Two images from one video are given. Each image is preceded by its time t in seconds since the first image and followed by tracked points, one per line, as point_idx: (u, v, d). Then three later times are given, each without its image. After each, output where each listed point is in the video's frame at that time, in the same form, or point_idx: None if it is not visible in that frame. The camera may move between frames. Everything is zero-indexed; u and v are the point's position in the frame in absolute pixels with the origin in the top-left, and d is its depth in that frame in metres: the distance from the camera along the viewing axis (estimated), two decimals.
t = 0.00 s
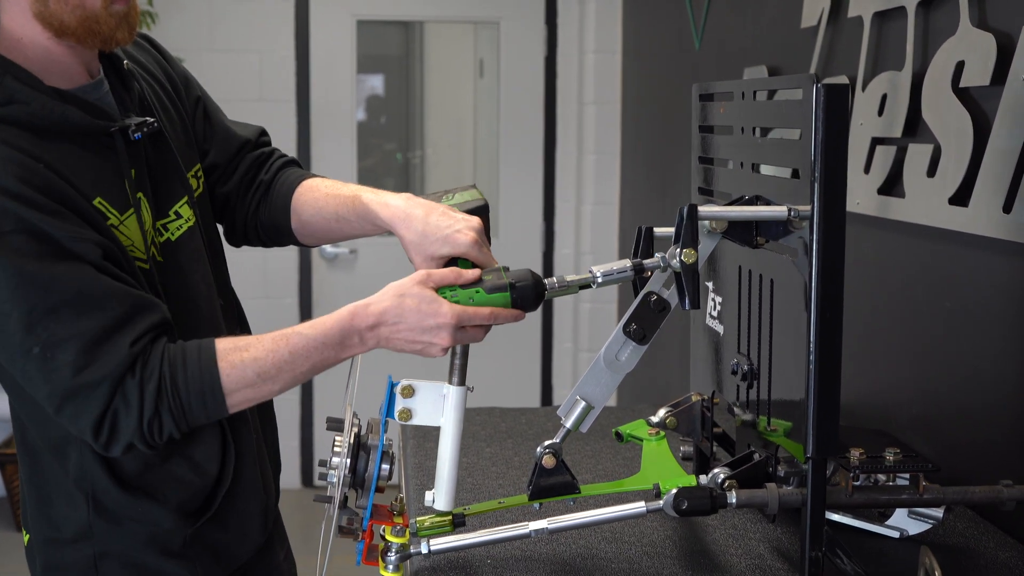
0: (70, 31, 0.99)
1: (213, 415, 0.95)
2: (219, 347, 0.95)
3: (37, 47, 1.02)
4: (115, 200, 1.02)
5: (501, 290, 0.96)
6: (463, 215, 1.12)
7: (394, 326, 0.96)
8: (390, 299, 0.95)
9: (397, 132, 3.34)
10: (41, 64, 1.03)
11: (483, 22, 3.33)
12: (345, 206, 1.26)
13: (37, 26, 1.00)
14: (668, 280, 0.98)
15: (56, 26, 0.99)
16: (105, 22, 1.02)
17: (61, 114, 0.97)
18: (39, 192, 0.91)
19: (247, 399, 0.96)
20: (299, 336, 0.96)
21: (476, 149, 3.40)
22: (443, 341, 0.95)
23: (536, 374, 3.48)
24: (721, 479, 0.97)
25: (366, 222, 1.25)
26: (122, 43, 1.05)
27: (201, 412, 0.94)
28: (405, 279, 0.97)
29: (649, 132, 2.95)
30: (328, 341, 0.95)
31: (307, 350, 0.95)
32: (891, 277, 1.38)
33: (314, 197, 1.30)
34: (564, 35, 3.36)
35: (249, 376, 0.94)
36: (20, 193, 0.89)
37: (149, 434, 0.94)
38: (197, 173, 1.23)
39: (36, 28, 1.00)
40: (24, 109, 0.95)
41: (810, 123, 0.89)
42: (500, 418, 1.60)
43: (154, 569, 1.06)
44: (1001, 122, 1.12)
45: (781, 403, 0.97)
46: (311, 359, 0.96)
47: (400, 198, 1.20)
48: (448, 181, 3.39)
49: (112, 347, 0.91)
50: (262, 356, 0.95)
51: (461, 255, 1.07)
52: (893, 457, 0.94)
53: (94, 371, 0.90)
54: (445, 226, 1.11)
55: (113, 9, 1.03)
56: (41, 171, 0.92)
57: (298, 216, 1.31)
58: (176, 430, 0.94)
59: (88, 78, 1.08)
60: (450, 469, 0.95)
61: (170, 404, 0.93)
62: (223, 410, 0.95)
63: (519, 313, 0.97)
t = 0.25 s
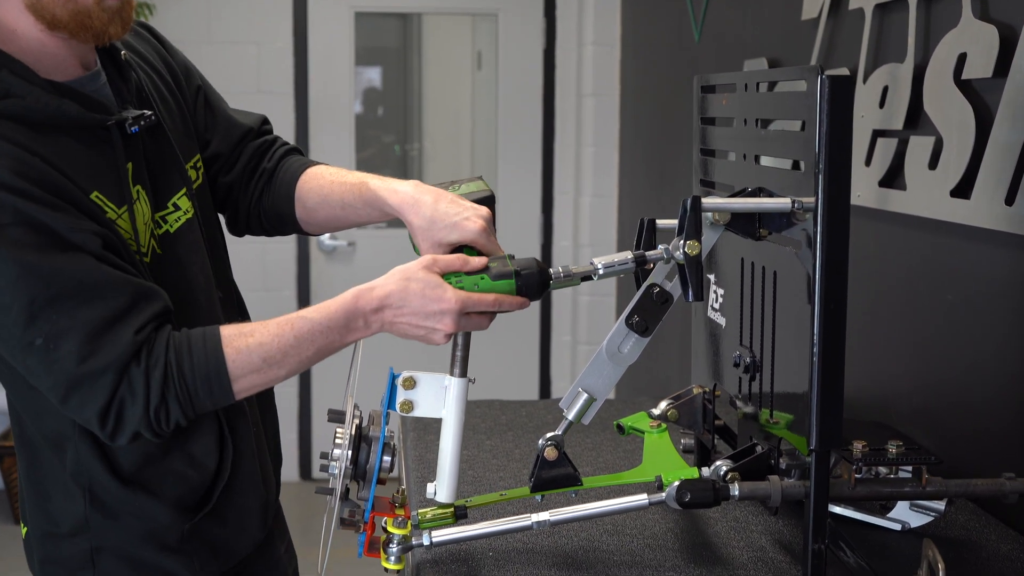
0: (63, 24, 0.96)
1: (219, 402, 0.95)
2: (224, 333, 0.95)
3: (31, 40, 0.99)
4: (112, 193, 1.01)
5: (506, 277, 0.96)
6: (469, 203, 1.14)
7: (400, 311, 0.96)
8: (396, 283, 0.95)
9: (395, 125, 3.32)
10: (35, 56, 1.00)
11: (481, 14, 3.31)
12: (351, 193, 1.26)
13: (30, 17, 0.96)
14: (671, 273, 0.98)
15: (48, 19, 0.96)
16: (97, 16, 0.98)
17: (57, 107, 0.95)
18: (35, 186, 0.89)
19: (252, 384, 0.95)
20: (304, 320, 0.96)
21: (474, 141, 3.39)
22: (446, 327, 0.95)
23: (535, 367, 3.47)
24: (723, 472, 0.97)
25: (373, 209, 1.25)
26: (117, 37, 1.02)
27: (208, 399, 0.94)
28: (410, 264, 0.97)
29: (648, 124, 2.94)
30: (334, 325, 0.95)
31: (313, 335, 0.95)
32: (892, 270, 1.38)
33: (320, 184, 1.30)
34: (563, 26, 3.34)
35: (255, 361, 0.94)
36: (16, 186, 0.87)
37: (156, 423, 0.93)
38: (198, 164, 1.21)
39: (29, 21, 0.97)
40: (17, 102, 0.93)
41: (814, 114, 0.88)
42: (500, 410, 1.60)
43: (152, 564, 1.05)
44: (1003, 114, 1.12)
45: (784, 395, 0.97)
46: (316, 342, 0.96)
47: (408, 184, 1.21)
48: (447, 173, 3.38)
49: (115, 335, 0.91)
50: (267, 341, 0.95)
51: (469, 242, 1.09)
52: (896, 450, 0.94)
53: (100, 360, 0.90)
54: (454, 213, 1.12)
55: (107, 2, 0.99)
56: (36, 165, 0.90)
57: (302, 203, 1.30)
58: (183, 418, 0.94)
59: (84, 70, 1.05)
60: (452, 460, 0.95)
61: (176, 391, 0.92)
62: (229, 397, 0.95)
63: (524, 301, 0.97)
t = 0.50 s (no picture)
0: (58, 14, 0.95)
1: (218, 391, 0.94)
2: (224, 321, 0.94)
3: (26, 30, 0.97)
4: (108, 186, 1.00)
5: (508, 268, 0.96)
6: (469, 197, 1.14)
7: (402, 301, 0.96)
8: (398, 273, 0.95)
9: (393, 118, 3.31)
10: (29, 47, 0.99)
11: (480, 6, 3.30)
12: (352, 187, 1.26)
13: (25, 7, 0.95)
14: (673, 265, 0.98)
15: (44, 9, 0.95)
16: (93, 7, 0.97)
17: (51, 100, 0.94)
18: (29, 178, 0.89)
19: (251, 373, 0.95)
20: (305, 309, 0.95)
21: (472, 134, 3.38)
22: (449, 317, 0.95)
23: (533, 360, 3.47)
24: (725, 464, 0.97)
25: (374, 204, 1.25)
26: (112, 29, 1.01)
27: (207, 386, 0.93)
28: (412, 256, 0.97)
29: (647, 117, 2.93)
30: (336, 314, 0.95)
31: (314, 324, 0.95)
32: (892, 262, 1.38)
33: (321, 178, 1.29)
34: (561, 19, 3.33)
35: (256, 349, 0.93)
36: (10, 178, 0.86)
37: (155, 409, 0.92)
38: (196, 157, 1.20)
39: (23, 11, 0.95)
40: (10, 95, 0.92)
41: (816, 106, 0.88)
42: (499, 403, 1.59)
43: (146, 559, 1.04)
44: (1005, 107, 1.11)
45: (785, 388, 0.97)
46: (318, 331, 0.95)
47: (409, 179, 1.21)
48: (445, 166, 3.38)
49: (111, 321, 0.90)
50: (268, 330, 0.94)
51: (469, 235, 1.09)
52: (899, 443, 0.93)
53: (98, 345, 0.89)
54: (455, 207, 1.12)
55: None
56: (30, 156, 0.89)
57: (302, 197, 1.30)
58: (181, 404, 0.93)
59: (79, 62, 1.04)
60: (453, 452, 0.95)
61: (175, 377, 0.91)
62: (228, 386, 0.94)
63: (527, 291, 0.97)
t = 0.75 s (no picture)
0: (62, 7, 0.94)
1: (218, 384, 0.93)
2: (224, 315, 0.93)
3: (28, 23, 0.96)
4: (108, 177, 0.99)
5: (508, 262, 0.97)
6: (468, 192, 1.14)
7: (402, 296, 0.95)
8: (399, 268, 0.95)
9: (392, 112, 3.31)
10: (31, 39, 0.98)
11: None
12: (352, 183, 1.25)
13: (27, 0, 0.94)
14: (675, 259, 0.97)
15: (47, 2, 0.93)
16: None
17: (52, 92, 0.93)
18: (30, 170, 0.88)
19: (252, 368, 0.94)
20: (306, 303, 0.95)
21: (471, 128, 3.37)
22: (449, 312, 0.94)
23: (532, 355, 3.47)
24: (729, 459, 0.97)
25: (374, 199, 1.25)
26: (113, 22, 1.01)
27: (207, 380, 0.92)
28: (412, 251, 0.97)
29: (646, 111, 2.93)
30: (337, 308, 0.94)
31: (314, 319, 0.94)
32: (893, 257, 1.38)
33: (321, 173, 1.29)
34: (560, 13, 3.33)
35: (256, 343, 0.93)
36: (10, 170, 0.86)
37: (154, 402, 0.91)
38: (196, 151, 1.20)
39: (26, 4, 0.94)
40: (11, 87, 0.91)
41: (820, 99, 0.88)
42: (500, 397, 1.59)
43: (148, 551, 1.04)
44: (1007, 101, 1.11)
45: (788, 381, 0.97)
46: (318, 326, 0.95)
47: (410, 175, 1.21)
48: (443, 160, 3.37)
49: (111, 313, 0.89)
50: (268, 324, 0.94)
51: (469, 230, 1.09)
52: (901, 437, 0.94)
53: (98, 338, 0.88)
54: (455, 203, 1.12)
55: None
56: (31, 149, 0.89)
57: (302, 192, 1.29)
58: (181, 397, 0.92)
59: (80, 55, 1.03)
60: (455, 444, 0.95)
61: (175, 370, 0.91)
62: (228, 380, 0.93)
63: (527, 286, 0.97)
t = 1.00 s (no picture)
0: None
1: (217, 378, 0.93)
2: (225, 308, 0.93)
3: (31, 14, 0.96)
4: (109, 169, 0.99)
5: (507, 256, 0.96)
6: (468, 188, 1.13)
7: (402, 291, 0.95)
8: (398, 263, 0.94)
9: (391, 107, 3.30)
10: (34, 31, 0.97)
11: None
12: (352, 179, 1.25)
13: None
14: (677, 253, 0.97)
15: None
16: None
17: (53, 83, 0.93)
18: (31, 161, 0.88)
19: (251, 361, 0.94)
20: (305, 297, 0.94)
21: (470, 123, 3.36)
22: (448, 306, 0.94)
23: (531, 350, 3.47)
24: (730, 453, 0.97)
25: (374, 195, 1.24)
26: (116, 14, 1.00)
27: (207, 374, 0.92)
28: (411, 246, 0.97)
29: (645, 105, 2.92)
30: (336, 302, 0.94)
31: (314, 312, 0.94)
32: (894, 252, 1.38)
33: (321, 168, 1.28)
34: (559, 7, 3.31)
35: (255, 336, 0.93)
36: (11, 161, 0.85)
37: (153, 396, 0.91)
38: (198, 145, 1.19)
39: None
40: (13, 77, 0.90)
41: (823, 93, 0.87)
42: (500, 391, 1.59)
43: (150, 544, 1.04)
44: (1009, 95, 1.11)
45: (790, 376, 0.97)
46: (318, 320, 0.94)
47: (410, 171, 1.20)
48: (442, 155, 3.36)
49: (112, 306, 0.89)
50: (268, 318, 0.93)
51: (468, 225, 1.08)
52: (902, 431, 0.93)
53: (97, 332, 0.88)
54: (455, 198, 1.12)
55: None
56: (33, 140, 0.89)
57: (302, 187, 1.29)
58: (180, 391, 0.92)
59: (81, 47, 1.03)
60: (455, 438, 0.95)
61: (175, 364, 0.91)
62: (228, 373, 0.93)
63: (526, 280, 0.96)
